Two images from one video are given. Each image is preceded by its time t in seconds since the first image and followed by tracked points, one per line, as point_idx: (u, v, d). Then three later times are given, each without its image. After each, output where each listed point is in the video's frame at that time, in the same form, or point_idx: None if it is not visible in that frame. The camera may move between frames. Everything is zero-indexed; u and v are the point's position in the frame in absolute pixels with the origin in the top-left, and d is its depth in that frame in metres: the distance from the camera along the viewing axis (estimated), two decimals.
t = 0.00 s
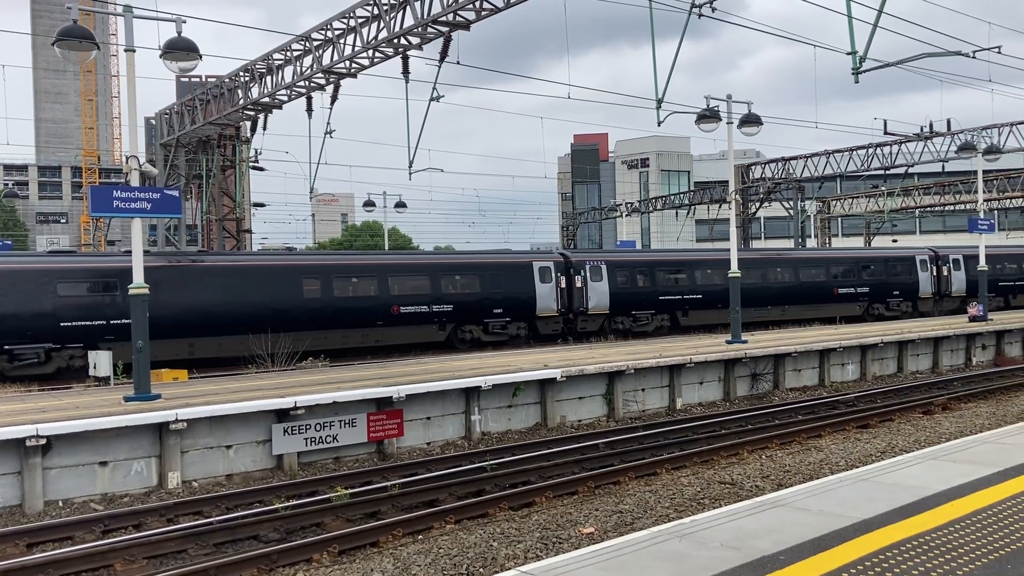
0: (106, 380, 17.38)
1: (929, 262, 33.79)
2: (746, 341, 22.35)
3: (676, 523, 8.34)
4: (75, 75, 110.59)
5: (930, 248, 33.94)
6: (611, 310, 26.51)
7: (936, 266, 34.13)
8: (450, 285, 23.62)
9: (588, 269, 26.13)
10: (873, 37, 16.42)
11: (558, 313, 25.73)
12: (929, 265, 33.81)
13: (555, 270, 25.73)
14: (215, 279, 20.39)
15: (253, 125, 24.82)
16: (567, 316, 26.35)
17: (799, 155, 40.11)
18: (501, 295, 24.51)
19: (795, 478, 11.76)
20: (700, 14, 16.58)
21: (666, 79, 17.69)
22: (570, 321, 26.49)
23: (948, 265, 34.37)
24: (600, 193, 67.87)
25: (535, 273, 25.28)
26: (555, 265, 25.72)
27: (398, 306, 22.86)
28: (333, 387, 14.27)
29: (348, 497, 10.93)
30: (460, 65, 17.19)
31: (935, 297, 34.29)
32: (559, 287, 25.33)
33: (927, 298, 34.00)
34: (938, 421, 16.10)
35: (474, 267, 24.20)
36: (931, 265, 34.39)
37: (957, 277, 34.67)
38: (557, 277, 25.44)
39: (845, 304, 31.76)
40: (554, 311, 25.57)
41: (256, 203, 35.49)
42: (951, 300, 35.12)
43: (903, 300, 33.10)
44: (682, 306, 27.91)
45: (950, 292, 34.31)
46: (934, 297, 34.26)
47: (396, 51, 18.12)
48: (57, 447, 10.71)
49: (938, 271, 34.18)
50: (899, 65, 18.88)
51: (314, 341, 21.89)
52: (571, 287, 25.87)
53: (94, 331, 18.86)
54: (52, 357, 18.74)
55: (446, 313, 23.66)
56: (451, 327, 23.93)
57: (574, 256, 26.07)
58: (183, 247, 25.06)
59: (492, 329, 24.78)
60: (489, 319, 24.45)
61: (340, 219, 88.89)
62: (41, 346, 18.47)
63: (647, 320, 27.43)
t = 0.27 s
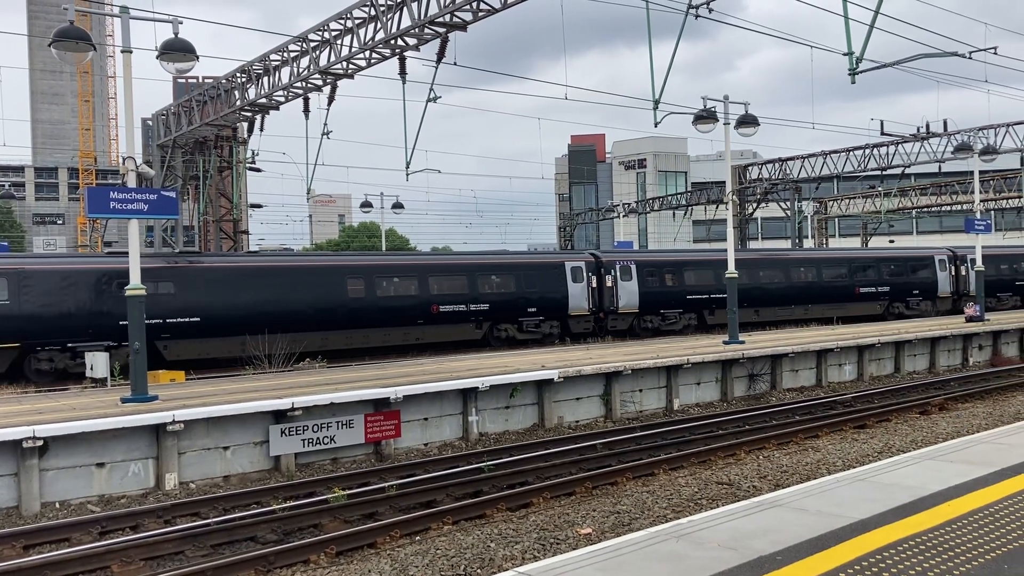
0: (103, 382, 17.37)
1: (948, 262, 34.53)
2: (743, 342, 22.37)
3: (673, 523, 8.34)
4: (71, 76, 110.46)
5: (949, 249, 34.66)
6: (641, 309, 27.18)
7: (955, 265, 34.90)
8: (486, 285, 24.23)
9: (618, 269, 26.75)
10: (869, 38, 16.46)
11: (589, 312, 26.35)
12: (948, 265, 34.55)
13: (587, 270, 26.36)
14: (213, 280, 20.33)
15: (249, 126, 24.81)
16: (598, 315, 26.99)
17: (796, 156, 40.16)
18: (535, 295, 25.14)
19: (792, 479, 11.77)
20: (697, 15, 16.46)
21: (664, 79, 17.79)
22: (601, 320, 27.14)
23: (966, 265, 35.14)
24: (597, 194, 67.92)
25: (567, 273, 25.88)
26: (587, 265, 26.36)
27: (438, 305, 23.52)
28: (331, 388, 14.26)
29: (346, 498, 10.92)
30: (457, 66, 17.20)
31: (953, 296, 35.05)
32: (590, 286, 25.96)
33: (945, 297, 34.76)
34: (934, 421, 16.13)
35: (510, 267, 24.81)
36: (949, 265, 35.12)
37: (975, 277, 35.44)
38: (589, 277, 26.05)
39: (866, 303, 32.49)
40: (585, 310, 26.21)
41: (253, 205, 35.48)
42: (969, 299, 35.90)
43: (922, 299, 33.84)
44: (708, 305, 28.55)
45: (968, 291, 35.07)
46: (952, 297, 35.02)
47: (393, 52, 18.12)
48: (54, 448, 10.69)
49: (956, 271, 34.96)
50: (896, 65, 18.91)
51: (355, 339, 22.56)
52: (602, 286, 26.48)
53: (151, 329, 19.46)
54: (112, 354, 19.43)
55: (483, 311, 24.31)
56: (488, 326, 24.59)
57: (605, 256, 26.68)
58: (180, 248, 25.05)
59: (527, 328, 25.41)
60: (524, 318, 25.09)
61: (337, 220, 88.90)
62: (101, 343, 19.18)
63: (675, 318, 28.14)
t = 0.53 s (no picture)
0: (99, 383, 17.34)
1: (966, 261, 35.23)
2: (741, 342, 22.38)
3: (670, 523, 8.35)
4: (67, 77, 110.32)
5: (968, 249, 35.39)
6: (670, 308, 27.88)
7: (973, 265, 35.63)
8: (520, 285, 24.82)
9: (647, 269, 27.44)
10: (866, 38, 16.49)
11: (619, 310, 26.99)
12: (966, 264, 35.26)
13: (616, 270, 27.03)
14: (210, 280, 20.34)
15: (246, 127, 24.77)
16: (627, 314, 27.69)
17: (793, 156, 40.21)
18: (568, 295, 25.77)
19: (789, 479, 11.79)
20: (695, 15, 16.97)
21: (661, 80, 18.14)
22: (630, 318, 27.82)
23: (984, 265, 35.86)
24: (595, 194, 67.96)
25: (597, 272, 26.55)
26: (617, 265, 27.03)
27: (474, 304, 24.13)
28: (328, 389, 14.25)
29: (343, 499, 10.92)
30: (454, 67, 17.19)
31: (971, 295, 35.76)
32: (620, 286, 26.61)
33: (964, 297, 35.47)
34: (931, 421, 16.15)
35: (543, 267, 25.36)
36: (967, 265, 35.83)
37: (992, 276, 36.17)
38: (619, 276, 26.70)
39: (886, 302, 33.15)
40: (616, 309, 26.85)
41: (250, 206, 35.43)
42: (986, 298, 36.63)
43: (941, 298, 34.51)
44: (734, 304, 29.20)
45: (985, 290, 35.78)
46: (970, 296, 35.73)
47: (390, 53, 18.10)
48: (51, 450, 10.66)
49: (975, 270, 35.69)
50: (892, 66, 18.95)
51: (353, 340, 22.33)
52: (631, 286, 27.21)
53: (204, 327, 20.04)
54: (167, 351, 19.85)
55: (517, 310, 24.91)
56: (522, 324, 25.16)
57: (634, 257, 27.38)
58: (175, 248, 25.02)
59: (559, 326, 26.01)
60: (556, 316, 25.70)
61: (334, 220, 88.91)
62: (157, 341, 19.58)
63: (702, 317, 28.79)
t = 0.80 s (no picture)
0: (95, 384, 17.34)
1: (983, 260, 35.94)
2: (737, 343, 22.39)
3: (668, 523, 8.35)
4: (64, 78, 110.12)
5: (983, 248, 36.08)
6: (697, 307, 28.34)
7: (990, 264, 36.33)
8: (553, 285, 25.26)
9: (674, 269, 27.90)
10: (861, 39, 16.55)
11: (647, 309, 27.40)
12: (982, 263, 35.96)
13: (644, 270, 27.44)
14: (208, 282, 20.39)
15: (243, 128, 24.76)
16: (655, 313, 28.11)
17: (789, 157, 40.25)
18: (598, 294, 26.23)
19: (786, 479, 11.81)
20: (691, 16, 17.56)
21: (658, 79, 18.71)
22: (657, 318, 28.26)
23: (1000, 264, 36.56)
24: (592, 195, 67.97)
25: (626, 272, 26.95)
26: (645, 265, 27.44)
27: (509, 304, 24.65)
28: (324, 390, 14.23)
29: (340, 500, 10.90)
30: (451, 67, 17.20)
31: (988, 294, 36.43)
32: (649, 285, 27.02)
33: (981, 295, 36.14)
34: (927, 421, 16.18)
35: (574, 267, 25.84)
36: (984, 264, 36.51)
37: (1008, 275, 36.88)
38: (648, 277, 27.10)
39: (906, 301, 33.59)
40: (644, 308, 27.26)
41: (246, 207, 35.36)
42: (1002, 297, 37.30)
43: (958, 297, 35.12)
44: (758, 304, 29.62)
45: (1002, 289, 36.47)
46: (987, 295, 36.38)
47: (387, 53, 18.10)
48: (46, 451, 10.64)
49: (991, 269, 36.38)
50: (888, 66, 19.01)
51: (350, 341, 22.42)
52: (659, 286, 27.65)
53: (254, 325, 20.76)
54: (218, 349, 20.55)
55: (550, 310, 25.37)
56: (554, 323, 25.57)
57: (660, 257, 27.83)
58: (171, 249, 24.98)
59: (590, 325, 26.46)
60: (587, 315, 26.15)
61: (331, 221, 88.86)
62: (209, 338, 20.28)
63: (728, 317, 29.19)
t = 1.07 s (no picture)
0: (92, 386, 17.34)
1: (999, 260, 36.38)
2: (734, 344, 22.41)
3: (664, 523, 8.37)
4: (59, 79, 109.90)
5: (999, 248, 36.52)
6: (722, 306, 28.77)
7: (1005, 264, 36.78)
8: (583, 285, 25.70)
9: (701, 270, 28.38)
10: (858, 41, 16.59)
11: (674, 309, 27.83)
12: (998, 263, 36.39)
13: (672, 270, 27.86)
14: (206, 283, 20.24)
15: (239, 129, 24.74)
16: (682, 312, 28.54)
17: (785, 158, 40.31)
18: (627, 294, 26.67)
19: (782, 479, 11.83)
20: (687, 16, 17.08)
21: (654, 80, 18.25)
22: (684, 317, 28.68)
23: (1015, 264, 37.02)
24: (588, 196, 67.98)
25: (654, 272, 27.37)
26: (673, 266, 27.87)
27: (542, 303, 25.12)
28: (321, 391, 14.22)
29: (336, 501, 10.90)
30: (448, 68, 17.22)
31: (1003, 294, 36.86)
32: (675, 285, 27.44)
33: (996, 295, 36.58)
34: (923, 421, 16.22)
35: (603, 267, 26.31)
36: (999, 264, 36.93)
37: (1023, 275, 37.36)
38: (675, 276, 27.51)
39: (922, 300, 33.95)
40: (671, 307, 27.70)
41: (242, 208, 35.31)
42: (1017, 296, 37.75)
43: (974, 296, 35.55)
44: (781, 303, 30.02)
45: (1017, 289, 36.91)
46: (1003, 295, 36.81)
47: (384, 54, 18.10)
48: (43, 453, 10.62)
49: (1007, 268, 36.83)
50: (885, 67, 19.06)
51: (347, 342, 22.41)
52: (685, 286, 28.05)
53: (301, 324, 21.36)
54: (267, 347, 21.16)
55: (581, 309, 25.82)
56: (584, 321, 25.99)
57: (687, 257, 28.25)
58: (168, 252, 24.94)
59: (619, 324, 26.90)
60: (617, 314, 26.58)
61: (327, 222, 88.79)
62: (260, 336, 20.93)
63: (752, 316, 29.52)
